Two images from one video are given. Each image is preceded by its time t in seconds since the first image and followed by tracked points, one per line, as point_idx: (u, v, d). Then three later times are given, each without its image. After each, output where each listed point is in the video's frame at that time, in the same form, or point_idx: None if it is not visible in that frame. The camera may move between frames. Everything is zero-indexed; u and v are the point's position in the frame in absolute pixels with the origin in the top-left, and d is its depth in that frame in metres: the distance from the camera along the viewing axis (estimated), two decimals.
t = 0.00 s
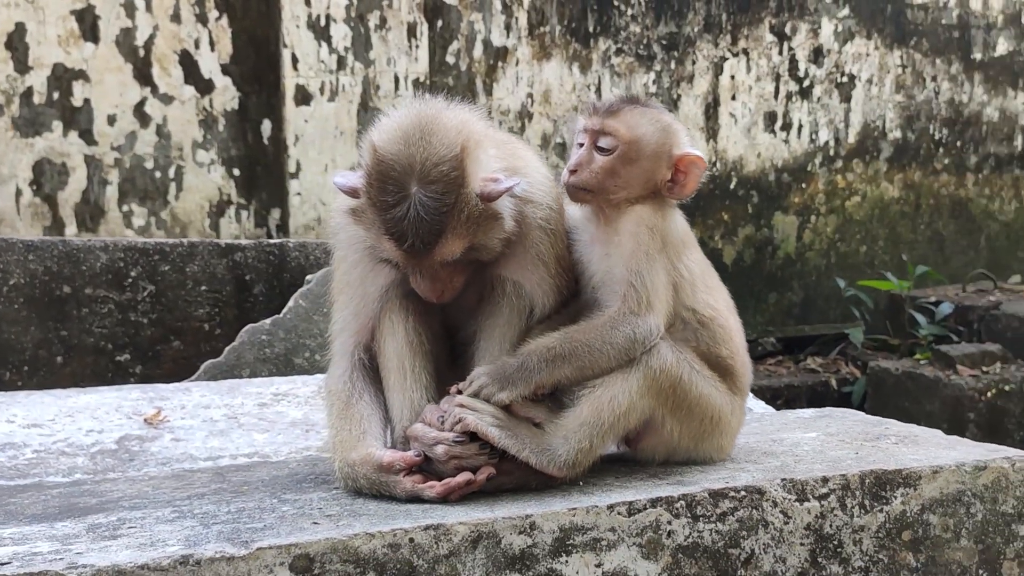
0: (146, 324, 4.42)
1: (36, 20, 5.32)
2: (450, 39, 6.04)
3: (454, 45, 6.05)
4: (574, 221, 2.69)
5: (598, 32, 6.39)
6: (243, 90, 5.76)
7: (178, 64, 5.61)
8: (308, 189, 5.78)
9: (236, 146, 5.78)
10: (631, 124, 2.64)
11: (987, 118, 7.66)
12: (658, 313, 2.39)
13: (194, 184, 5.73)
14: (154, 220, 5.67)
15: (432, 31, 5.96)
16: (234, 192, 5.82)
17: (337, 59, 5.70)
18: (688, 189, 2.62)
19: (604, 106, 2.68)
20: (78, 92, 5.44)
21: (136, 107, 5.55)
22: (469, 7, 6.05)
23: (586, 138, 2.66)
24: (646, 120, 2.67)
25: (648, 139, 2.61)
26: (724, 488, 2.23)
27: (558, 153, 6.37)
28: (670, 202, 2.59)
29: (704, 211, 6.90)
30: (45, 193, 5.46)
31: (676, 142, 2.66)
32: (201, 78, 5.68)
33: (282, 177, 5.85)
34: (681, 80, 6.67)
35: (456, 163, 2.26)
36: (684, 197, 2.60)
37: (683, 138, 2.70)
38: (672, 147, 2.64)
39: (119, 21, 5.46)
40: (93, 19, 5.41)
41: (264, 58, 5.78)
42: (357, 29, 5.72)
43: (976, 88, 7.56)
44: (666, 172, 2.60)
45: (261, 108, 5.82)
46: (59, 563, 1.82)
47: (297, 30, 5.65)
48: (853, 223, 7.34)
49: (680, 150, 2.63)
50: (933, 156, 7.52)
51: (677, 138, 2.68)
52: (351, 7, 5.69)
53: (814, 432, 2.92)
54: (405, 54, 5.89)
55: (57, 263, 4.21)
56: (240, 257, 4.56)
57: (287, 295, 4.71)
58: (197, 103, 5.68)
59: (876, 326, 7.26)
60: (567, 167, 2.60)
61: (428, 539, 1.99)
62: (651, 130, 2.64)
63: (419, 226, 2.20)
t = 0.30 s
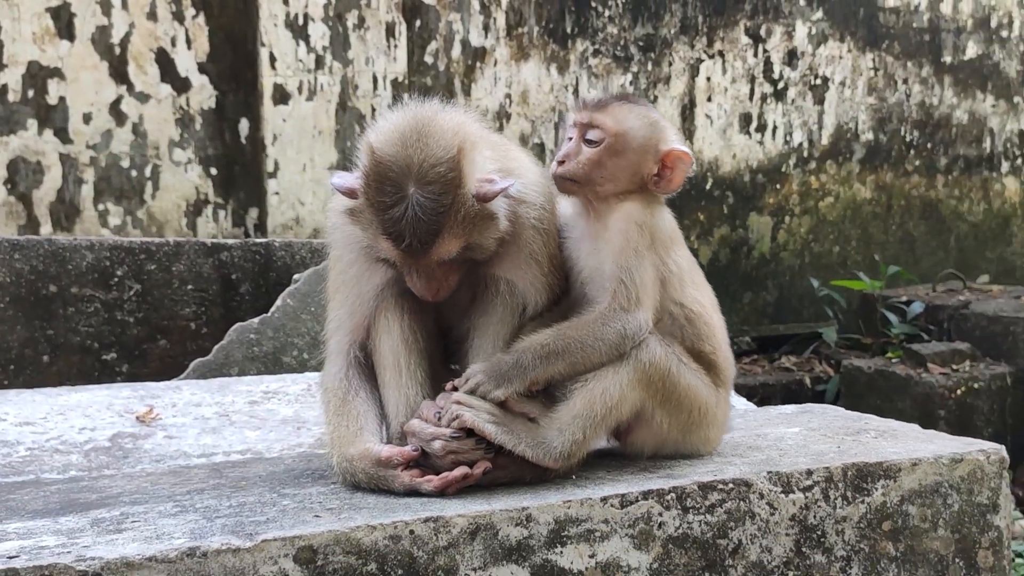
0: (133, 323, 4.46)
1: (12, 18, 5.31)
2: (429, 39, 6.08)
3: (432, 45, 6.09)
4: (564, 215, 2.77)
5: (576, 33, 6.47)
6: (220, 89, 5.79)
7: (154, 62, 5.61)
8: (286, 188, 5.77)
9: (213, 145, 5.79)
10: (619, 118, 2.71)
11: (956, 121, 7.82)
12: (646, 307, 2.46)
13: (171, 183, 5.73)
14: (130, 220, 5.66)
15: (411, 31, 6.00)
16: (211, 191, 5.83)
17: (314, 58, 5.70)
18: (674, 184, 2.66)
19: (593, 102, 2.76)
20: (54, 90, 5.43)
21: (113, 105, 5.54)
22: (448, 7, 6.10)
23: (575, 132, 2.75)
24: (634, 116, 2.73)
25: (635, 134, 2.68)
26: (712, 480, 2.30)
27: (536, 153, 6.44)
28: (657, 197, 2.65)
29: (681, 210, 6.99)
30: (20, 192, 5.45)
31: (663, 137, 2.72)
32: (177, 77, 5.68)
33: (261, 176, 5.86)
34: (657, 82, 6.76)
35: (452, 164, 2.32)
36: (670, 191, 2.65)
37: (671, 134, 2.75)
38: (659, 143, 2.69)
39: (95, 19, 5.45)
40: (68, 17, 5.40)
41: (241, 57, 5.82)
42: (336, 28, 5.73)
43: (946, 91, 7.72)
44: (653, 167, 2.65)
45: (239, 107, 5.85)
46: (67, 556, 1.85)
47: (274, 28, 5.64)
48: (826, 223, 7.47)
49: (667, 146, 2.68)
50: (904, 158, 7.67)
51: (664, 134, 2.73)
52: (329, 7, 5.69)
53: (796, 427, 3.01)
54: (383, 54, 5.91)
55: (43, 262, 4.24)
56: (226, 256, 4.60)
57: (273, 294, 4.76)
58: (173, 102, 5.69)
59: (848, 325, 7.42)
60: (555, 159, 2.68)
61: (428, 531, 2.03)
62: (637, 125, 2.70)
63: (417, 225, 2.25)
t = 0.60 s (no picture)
0: (119, 332, 4.55)
1: None
2: (411, 43, 6.13)
3: (414, 49, 6.14)
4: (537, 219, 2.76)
5: (557, 37, 6.54)
6: (201, 91, 5.82)
7: (135, 64, 5.61)
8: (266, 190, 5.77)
9: (194, 148, 5.81)
10: (578, 118, 2.77)
11: (932, 126, 7.96)
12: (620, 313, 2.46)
13: (152, 185, 5.74)
14: (110, 222, 5.65)
15: (393, 36, 6.05)
16: (192, 194, 5.85)
17: (296, 62, 5.73)
18: (638, 182, 2.68)
19: (556, 105, 2.82)
20: (34, 92, 5.42)
21: (93, 108, 5.54)
22: (430, 11, 6.15)
23: (539, 134, 2.81)
24: (595, 116, 2.78)
25: (594, 133, 2.72)
26: (696, 491, 2.36)
27: (517, 155, 6.51)
28: (621, 197, 2.68)
29: (661, 213, 7.06)
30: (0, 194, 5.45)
31: (627, 137, 2.75)
32: (158, 79, 5.70)
33: (242, 179, 5.87)
34: (637, 86, 6.85)
35: (440, 182, 2.37)
36: (635, 191, 2.67)
37: (635, 133, 2.78)
38: (622, 142, 2.72)
39: (75, 21, 5.45)
40: (49, 18, 5.40)
41: (223, 60, 5.84)
42: (318, 31, 5.75)
43: (921, 97, 7.86)
44: (616, 166, 2.69)
45: (219, 110, 5.88)
46: (66, 570, 1.88)
47: (255, 32, 5.66)
48: (804, 227, 7.58)
49: (630, 145, 2.71)
50: (881, 162, 7.80)
51: (629, 134, 2.77)
52: (311, 10, 5.71)
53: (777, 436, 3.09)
54: (365, 58, 5.94)
55: (29, 271, 4.33)
56: (212, 264, 4.70)
57: (259, 300, 4.85)
58: (154, 104, 5.70)
59: (825, 328, 7.53)
60: (517, 161, 2.70)
61: (420, 543, 2.08)
62: (598, 125, 2.75)
63: (406, 242, 2.30)
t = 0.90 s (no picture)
0: (103, 334, 4.55)
1: None
2: (396, 43, 6.14)
3: (399, 49, 6.15)
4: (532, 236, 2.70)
5: (542, 38, 6.57)
6: (186, 91, 5.80)
7: (118, 63, 5.59)
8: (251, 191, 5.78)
9: (178, 147, 5.80)
10: (553, 129, 2.69)
11: (913, 128, 8.04)
12: (616, 333, 2.42)
13: (134, 185, 5.72)
14: (93, 221, 5.62)
15: (378, 36, 6.05)
16: (175, 193, 5.83)
17: (281, 61, 5.73)
18: (617, 193, 2.56)
19: (533, 115, 2.76)
20: (16, 90, 5.39)
21: (75, 107, 5.52)
22: (415, 12, 6.16)
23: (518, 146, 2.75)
24: (571, 125, 2.71)
25: (572, 143, 2.65)
26: (681, 495, 2.39)
27: (502, 155, 6.53)
28: (602, 211, 2.57)
29: (645, 214, 7.11)
30: None
31: (605, 144, 2.67)
32: (141, 78, 5.68)
33: (226, 179, 5.85)
34: (622, 87, 6.88)
35: (433, 190, 2.38)
36: (614, 203, 2.56)
37: (617, 141, 2.69)
38: (602, 151, 2.64)
39: (58, 19, 5.43)
40: (31, 17, 5.37)
41: (207, 60, 5.82)
42: (302, 31, 5.75)
43: (902, 99, 7.95)
44: (595, 176, 2.59)
45: (203, 108, 5.87)
46: None
47: (240, 32, 5.67)
48: (787, 227, 7.64)
49: (609, 154, 2.61)
50: (862, 164, 7.88)
51: (609, 141, 2.68)
52: (296, 10, 5.72)
53: (760, 440, 3.12)
54: (350, 58, 5.93)
55: (13, 273, 4.32)
56: (197, 266, 4.70)
57: (244, 303, 4.87)
58: (137, 103, 5.68)
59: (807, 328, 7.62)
60: (497, 173, 2.67)
61: (408, 548, 2.10)
62: (573, 134, 2.68)
63: (397, 249, 2.31)
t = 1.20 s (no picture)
0: (96, 333, 4.54)
1: None
2: (388, 42, 6.13)
3: (391, 48, 6.15)
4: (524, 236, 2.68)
5: (534, 38, 6.57)
6: (177, 89, 5.79)
7: (109, 61, 5.57)
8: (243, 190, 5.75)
9: (170, 146, 5.78)
10: (547, 136, 2.68)
11: (904, 128, 8.08)
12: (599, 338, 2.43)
13: (126, 184, 5.69)
14: (83, 220, 5.59)
15: (370, 35, 6.05)
16: (166, 192, 5.81)
17: (272, 60, 5.72)
18: (607, 205, 2.55)
19: (528, 120, 2.75)
20: (6, 88, 5.36)
21: (66, 105, 5.49)
22: (407, 11, 6.16)
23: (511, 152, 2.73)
24: (568, 134, 2.68)
25: (564, 152, 2.63)
26: (676, 493, 2.40)
27: (494, 155, 6.52)
28: (590, 221, 2.56)
29: (636, 214, 7.12)
30: None
31: (598, 155, 2.65)
32: (133, 77, 5.66)
33: (218, 178, 5.83)
34: (614, 87, 6.89)
35: (435, 188, 2.39)
36: (602, 214, 2.54)
37: (610, 154, 2.66)
38: (595, 162, 2.63)
39: (48, 18, 5.41)
40: (22, 15, 5.35)
41: (198, 59, 5.81)
42: (294, 30, 5.74)
43: (893, 100, 7.98)
44: (586, 187, 2.57)
45: (195, 107, 5.85)
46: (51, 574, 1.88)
47: (232, 30, 5.65)
48: (778, 227, 7.67)
49: (601, 166, 2.59)
50: (853, 164, 7.91)
51: (602, 152, 2.66)
52: (288, 8, 5.71)
53: (755, 438, 3.13)
54: (342, 57, 5.93)
55: (5, 271, 4.31)
56: (190, 265, 4.69)
57: (237, 302, 4.86)
58: (128, 102, 5.67)
59: (799, 328, 7.60)
60: (490, 177, 2.64)
61: (405, 546, 2.10)
62: (567, 143, 2.66)
63: (397, 246, 2.31)
